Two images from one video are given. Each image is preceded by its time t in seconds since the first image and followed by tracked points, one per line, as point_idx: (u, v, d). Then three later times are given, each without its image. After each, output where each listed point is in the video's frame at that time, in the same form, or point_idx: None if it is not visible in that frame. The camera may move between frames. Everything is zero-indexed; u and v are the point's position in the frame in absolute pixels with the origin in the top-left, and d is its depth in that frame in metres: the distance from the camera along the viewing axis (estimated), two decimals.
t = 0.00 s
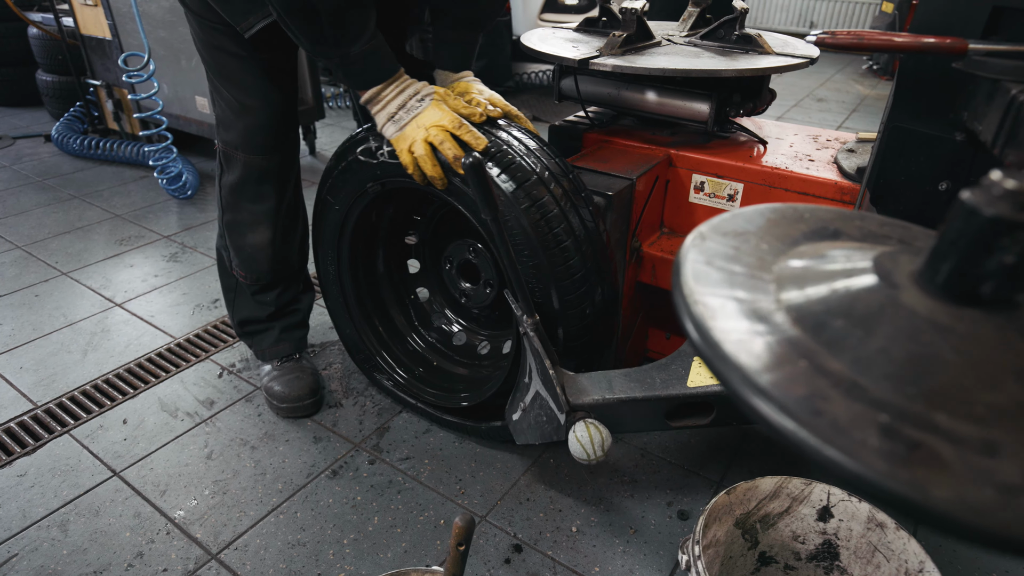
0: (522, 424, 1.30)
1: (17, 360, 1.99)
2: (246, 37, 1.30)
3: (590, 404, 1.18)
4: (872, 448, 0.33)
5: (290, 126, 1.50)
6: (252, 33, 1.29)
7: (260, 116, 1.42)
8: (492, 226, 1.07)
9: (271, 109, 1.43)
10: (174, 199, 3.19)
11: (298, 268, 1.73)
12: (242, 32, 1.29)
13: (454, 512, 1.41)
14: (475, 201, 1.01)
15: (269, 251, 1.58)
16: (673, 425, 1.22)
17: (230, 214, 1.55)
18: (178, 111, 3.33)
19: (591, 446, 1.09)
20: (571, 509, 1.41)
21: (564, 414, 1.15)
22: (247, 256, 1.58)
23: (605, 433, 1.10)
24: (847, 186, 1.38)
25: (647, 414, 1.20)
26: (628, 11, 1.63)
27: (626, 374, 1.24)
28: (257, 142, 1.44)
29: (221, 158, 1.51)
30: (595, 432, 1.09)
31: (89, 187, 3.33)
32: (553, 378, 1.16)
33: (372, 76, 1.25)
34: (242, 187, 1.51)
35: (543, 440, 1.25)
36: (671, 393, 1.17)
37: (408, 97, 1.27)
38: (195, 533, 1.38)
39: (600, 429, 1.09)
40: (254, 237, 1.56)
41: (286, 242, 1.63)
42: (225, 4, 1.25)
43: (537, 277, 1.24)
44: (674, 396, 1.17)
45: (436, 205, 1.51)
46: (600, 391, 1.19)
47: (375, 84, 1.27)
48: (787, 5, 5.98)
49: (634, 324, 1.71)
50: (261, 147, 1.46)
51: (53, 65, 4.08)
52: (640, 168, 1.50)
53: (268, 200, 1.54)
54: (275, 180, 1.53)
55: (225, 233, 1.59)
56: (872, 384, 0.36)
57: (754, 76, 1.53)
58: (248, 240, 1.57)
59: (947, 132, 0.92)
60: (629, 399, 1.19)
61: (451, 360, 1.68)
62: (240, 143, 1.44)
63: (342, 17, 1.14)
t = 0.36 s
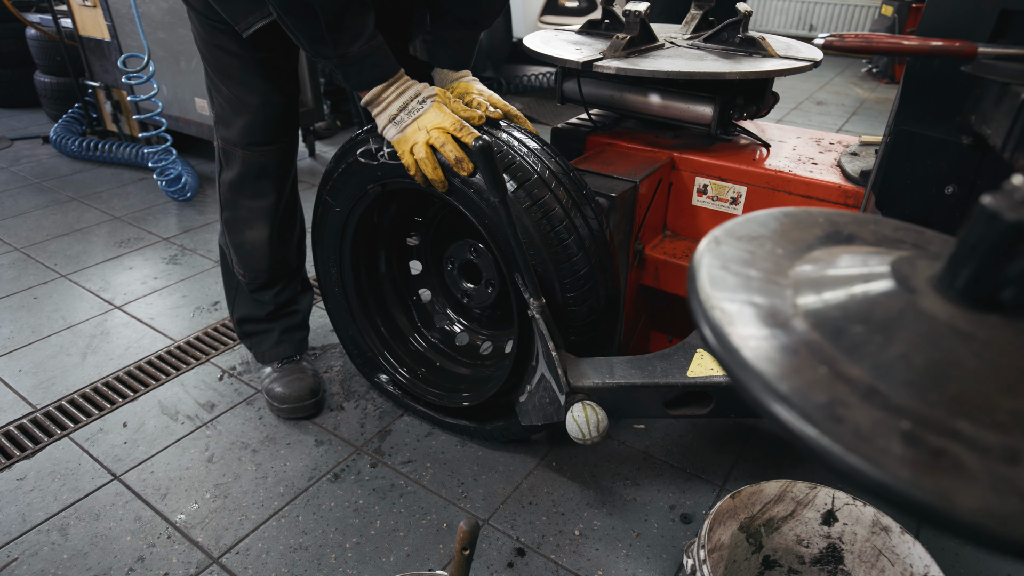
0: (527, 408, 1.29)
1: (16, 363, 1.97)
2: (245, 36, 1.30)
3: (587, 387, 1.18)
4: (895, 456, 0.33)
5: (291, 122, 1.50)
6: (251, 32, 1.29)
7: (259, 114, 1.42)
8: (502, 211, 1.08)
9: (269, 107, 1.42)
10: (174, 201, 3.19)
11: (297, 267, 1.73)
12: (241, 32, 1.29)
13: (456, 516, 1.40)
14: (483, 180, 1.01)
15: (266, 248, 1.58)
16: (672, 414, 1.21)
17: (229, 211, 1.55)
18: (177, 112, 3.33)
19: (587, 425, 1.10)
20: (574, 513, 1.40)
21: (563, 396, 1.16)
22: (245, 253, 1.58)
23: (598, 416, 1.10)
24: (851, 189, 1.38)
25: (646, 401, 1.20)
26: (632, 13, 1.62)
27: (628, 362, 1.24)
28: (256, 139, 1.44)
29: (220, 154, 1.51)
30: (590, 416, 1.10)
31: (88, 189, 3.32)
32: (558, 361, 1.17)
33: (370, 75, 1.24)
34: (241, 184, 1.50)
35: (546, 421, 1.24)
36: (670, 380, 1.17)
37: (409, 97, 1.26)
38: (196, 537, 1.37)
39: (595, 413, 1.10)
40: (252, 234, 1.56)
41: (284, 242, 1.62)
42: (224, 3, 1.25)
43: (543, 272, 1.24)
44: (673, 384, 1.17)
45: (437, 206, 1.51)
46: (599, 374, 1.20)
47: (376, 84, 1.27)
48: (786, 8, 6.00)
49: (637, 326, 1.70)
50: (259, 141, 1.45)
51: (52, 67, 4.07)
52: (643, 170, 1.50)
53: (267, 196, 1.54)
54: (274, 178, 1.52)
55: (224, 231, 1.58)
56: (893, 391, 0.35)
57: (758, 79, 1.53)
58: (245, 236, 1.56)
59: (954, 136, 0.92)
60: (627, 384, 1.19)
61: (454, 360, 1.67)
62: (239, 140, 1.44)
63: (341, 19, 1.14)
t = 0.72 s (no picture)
0: (531, 393, 1.29)
1: (9, 368, 1.96)
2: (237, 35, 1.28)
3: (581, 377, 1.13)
4: (907, 467, 0.32)
5: (284, 119, 1.49)
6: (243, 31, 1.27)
7: (250, 112, 1.41)
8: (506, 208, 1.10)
9: (261, 105, 1.41)
10: (168, 204, 3.17)
11: (290, 266, 1.72)
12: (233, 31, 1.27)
13: (454, 521, 1.40)
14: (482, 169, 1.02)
15: (257, 247, 1.56)
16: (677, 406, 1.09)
17: (221, 211, 1.54)
18: (172, 114, 3.31)
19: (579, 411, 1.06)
20: (572, 517, 1.40)
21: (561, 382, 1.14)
22: (238, 252, 1.56)
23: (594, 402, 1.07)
24: (848, 192, 1.39)
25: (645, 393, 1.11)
26: (629, 16, 1.63)
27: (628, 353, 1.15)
28: (247, 137, 1.43)
29: (212, 152, 1.50)
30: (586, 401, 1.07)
31: (82, 192, 3.30)
32: (556, 349, 1.16)
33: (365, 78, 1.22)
34: (232, 181, 1.50)
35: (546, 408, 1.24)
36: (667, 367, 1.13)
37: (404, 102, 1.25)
38: (192, 544, 1.36)
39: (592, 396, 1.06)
40: (243, 232, 1.54)
41: (275, 240, 1.61)
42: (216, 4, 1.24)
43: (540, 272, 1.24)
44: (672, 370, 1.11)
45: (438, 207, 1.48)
46: (598, 362, 1.13)
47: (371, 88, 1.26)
48: (780, 10, 6.03)
49: (635, 328, 1.70)
50: (250, 138, 1.44)
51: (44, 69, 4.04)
52: (641, 174, 1.49)
53: (259, 194, 1.53)
54: (266, 176, 1.52)
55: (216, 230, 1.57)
56: (904, 401, 0.35)
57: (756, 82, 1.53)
58: (237, 236, 1.55)
59: (953, 139, 0.92)
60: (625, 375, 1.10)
61: (456, 356, 1.66)
62: (231, 137, 1.43)
63: (332, 20, 1.13)
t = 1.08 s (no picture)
0: (526, 413, 1.27)
1: (4, 376, 1.94)
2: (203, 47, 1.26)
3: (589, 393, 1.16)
4: (919, 475, 0.32)
5: (273, 123, 1.48)
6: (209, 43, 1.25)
7: (240, 115, 1.40)
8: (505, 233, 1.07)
9: (252, 109, 1.41)
10: (164, 209, 3.16)
11: (287, 271, 1.71)
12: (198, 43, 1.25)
13: (456, 526, 1.39)
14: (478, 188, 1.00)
15: (252, 252, 1.55)
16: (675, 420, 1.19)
17: (214, 217, 1.53)
18: (166, 119, 3.30)
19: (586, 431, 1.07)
20: (574, 521, 1.39)
21: (563, 402, 1.13)
22: (232, 259, 1.56)
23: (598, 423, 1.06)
24: (847, 193, 1.39)
25: (647, 406, 1.18)
26: (626, 18, 1.63)
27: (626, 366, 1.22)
28: (237, 140, 1.43)
29: (204, 159, 1.49)
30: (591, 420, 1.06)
31: (77, 198, 3.29)
32: (557, 369, 1.14)
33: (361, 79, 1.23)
34: (224, 188, 1.49)
35: (545, 427, 1.21)
36: (668, 385, 1.15)
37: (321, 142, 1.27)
38: (191, 552, 1.35)
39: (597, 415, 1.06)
40: (237, 239, 1.54)
41: (270, 243, 1.60)
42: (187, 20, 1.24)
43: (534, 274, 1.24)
44: (671, 389, 1.16)
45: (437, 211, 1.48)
46: (599, 380, 1.18)
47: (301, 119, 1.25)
48: (774, 11, 6.05)
49: (635, 331, 1.70)
50: (241, 143, 1.44)
51: (37, 74, 4.02)
52: (639, 176, 1.49)
53: (253, 197, 1.52)
54: (260, 180, 1.51)
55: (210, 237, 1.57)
56: (915, 408, 0.34)
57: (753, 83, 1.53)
58: (231, 243, 1.54)
59: (953, 139, 0.92)
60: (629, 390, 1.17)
61: (455, 358, 1.66)
62: (222, 141, 1.43)
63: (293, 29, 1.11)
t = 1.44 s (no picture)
0: (519, 441, 1.27)
1: None
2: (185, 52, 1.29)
3: (594, 420, 1.17)
4: (918, 472, 0.32)
5: (257, 130, 1.48)
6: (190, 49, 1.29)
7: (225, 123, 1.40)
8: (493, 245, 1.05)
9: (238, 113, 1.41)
10: (155, 211, 3.14)
11: (280, 274, 1.70)
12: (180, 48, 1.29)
13: (452, 526, 1.39)
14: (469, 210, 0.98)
15: (244, 258, 1.55)
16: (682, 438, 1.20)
17: (204, 225, 1.52)
18: (157, 121, 3.28)
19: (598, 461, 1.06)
20: (570, 520, 1.39)
21: (565, 431, 1.12)
22: (224, 266, 1.55)
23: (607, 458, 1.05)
24: (839, 192, 1.39)
25: (650, 426, 1.19)
26: (618, 19, 1.64)
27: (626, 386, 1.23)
28: (225, 148, 1.42)
29: (191, 166, 1.48)
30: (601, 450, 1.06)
31: (66, 201, 3.26)
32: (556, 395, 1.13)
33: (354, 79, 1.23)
34: (214, 195, 1.48)
35: (543, 457, 1.21)
36: (675, 405, 1.16)
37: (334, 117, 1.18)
38: (187, 556, 1.34)
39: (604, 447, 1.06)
40: (228, 246, 1.53)
41: (263, 250, 1.60)
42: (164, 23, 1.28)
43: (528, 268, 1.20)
44: (676, 408, 1.17)
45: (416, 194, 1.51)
46: (602, 406, 1.18)
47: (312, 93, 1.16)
48: (764, 10, 6.09)
49: (629, 331, 1.71)
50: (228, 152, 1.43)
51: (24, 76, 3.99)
52: (633, 175, 1.50)
53: (245, 200, 1.52)
54: (247, 187, 1.50)
55: (200, 244, 1.55)
56: (912, 405, 0.35)
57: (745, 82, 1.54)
58: (222, 250, 1.53)
59: (943, 138, 0.93)
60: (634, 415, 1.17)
61: (445, 347, 1.66)
62: (209, 149, 1.42)
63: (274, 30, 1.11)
